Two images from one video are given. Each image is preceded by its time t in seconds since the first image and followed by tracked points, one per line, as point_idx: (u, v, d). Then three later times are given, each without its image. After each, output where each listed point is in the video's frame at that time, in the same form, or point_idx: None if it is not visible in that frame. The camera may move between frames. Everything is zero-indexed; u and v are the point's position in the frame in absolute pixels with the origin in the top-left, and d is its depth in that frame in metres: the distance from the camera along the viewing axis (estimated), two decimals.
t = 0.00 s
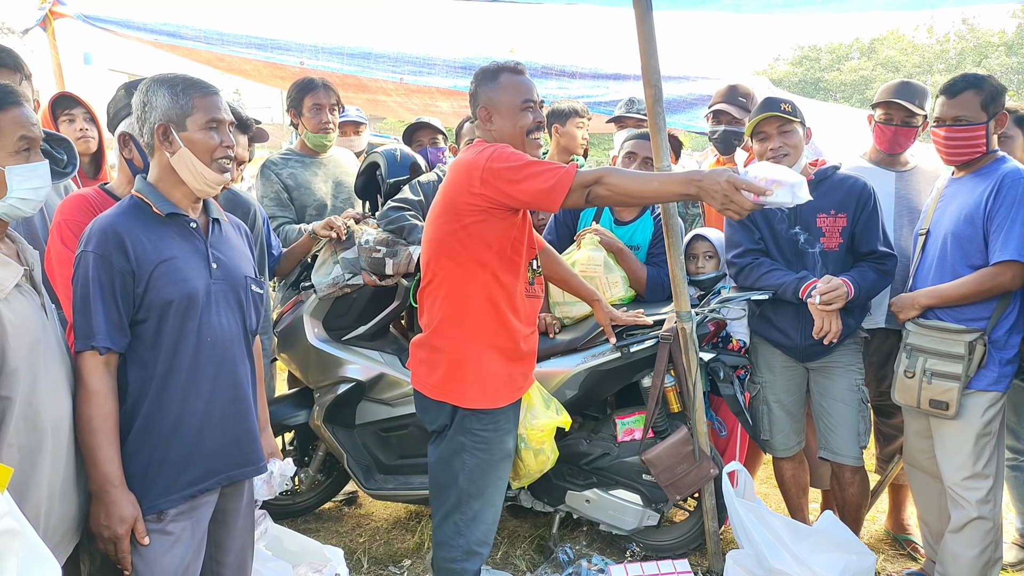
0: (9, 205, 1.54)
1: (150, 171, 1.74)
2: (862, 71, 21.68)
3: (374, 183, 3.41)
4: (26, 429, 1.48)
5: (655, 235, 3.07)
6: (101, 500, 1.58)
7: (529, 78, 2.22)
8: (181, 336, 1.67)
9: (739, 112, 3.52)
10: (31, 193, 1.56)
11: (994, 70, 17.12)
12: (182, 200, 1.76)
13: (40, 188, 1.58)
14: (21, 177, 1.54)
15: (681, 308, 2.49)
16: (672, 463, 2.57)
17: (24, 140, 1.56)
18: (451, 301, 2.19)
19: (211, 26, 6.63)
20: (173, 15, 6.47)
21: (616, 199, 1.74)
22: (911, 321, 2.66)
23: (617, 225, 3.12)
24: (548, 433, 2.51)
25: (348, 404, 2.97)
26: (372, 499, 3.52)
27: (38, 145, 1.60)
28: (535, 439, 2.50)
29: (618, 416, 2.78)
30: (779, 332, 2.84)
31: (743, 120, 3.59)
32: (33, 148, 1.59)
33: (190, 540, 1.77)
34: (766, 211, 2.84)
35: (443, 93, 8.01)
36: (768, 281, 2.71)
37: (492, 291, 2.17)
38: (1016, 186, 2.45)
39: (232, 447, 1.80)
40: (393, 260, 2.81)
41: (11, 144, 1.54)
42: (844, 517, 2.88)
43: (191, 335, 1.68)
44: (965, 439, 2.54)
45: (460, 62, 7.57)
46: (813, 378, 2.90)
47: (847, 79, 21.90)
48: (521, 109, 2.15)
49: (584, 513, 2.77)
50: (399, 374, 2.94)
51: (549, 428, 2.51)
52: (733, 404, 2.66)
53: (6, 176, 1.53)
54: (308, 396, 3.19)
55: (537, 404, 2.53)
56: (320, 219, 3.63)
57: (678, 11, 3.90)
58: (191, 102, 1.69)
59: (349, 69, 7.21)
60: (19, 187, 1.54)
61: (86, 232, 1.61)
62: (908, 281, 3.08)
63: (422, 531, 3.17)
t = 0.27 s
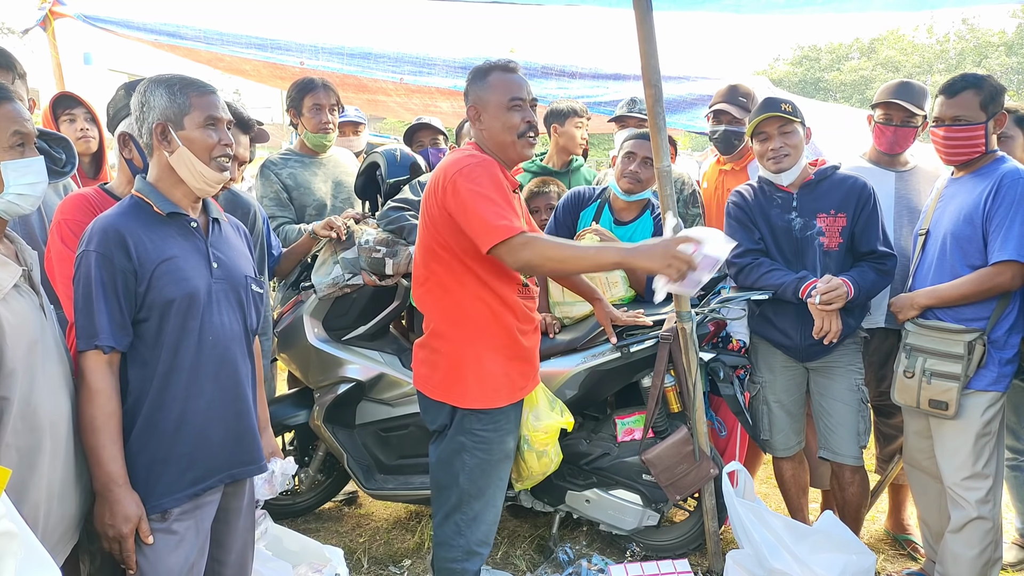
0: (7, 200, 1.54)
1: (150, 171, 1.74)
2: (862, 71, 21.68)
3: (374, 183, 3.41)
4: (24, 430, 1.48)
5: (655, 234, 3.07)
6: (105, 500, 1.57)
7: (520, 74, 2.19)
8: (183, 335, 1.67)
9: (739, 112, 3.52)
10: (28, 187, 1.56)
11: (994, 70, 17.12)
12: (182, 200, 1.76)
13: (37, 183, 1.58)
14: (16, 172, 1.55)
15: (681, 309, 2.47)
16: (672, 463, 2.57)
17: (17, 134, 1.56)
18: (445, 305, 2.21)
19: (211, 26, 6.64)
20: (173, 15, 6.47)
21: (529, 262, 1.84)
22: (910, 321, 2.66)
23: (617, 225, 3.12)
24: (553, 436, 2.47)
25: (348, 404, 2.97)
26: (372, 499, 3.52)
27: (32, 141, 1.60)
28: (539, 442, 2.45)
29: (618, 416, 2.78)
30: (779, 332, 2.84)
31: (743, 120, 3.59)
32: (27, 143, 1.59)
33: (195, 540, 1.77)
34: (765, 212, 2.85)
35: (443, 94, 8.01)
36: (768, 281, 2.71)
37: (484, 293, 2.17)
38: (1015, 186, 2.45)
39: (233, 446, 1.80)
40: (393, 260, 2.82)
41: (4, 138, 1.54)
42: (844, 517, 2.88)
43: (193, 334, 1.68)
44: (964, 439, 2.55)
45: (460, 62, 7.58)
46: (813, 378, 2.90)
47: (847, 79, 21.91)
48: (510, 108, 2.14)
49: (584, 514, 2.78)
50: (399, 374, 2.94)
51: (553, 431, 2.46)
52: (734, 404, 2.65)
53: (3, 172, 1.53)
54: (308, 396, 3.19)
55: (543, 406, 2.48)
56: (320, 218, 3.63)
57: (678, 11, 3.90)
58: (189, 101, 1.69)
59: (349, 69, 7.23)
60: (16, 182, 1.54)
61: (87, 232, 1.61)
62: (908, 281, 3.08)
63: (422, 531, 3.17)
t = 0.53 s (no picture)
0: (7, 195, 1.53)
1: (148, 171, 1.73)
2: (862, 71, 21.67)
3: (373, 183, 3.41)
4: (25, 430, 1.48)
5: (655, 234, 3.06)
6: (107, 500, 1.57)
7: (501, 73, 2.16)
8: (185, 334, 1.67)
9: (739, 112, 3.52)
10: (27, 183, 1.56)
11: (994, 70, 17.11)
12: (182, 200, 1.75)
13: (36, 179, 1.58)
14: (15, 167, 1.54)
15: (681, 308, 2.50)
16: (672, 463, 2.58)
17: (15, 130, 1.57)
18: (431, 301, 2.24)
19: (211, 26, 6.64)
20: (173, 15, 6.47)
21: (440, 312, 1.98)
22: (910, 321, 2.66)
23: (617, 225, 3.12)
24: (564, 439, 2.45)
25: (348, 404, 2.97)
26: (372, 499, 3.52)
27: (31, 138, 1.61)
28: (550, 445, 2.44)
29: (618, 416, 2.78)
30: (779, 331, 2.84)
31: (743, 120, 3.59)
32: (26, 140, 1.60)
33: (198, 539, 1.78)
34: (766, 212, 2.85)
35: (443, 94, 8.01)
36: (768, 280, 2.71)
37: (468, 292, 2.16)
38: (1015, 186, 2.45)
39: (234, 444, 1.80)
40: (393, 260, 2.81)
41: (3, 134, 1.55)
42: (844, 517, 2.88)
43: (194, 333, 1.68)
44: (963, 439, 2.54)
45: (460, 62, 7.58)
46: (812, 377, 2.90)
47: (847, 79, 21.91)
48: (483, 108, 2.11)
49: (584, 513, 2.78)
50: (399, 374, 2.94)
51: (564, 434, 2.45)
52: (733, 404, 2.65)
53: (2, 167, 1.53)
54: (308, 396, 3.19)
55: (551, 407, 2.45)
56: (320, 219, 3.63)
57: (678, 11, 3.90)
58: (189, 101, 1.69)
59: (349, 69, 7.24)
60: (15, 177, 1.54)
61: (88, 231, 1.60)
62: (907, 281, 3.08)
63: (422, 531, 3.17)
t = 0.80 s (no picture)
0: (10, 193, 1.52)
1: (145, 170, 1.72)
2: (862, 71, 21.67)
3: (373, 183, 3.41)
4: (26, 430, 1.48)
5: (655, 234, 3.06)
6: (118, 499, 1.57)
7: (490, 78, 2.15)
8: (184, 334, 1.67)
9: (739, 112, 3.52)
10: (31, 182, 1.56)
11: (994, 70, 17.10)
12: (180, 200, 1.75)
13: (40, 178, 1.58)
14: (22, 166, 1.55)
15: (681, 308, 2.50)
16: (672, 463, 2.57)
17: (21, 130, 1.63)
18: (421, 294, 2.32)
19: (211, 26, 6.65)
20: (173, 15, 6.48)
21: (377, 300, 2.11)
22: (909, 321, 2.66)
23: (617, 225, 3.12)
24: (556, 444, 2.42)
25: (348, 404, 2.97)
26: (371, 499, 3.52)
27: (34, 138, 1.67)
28: (541, 449, 2.41)
29: (617, 416, 2.78)
30: (779, 331, 2.84)
31: (743, 120, 3.59)
32: (30, 139, 1.66)
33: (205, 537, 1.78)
34: (766, 212, 2.85)
35: (443, 94, 8.01)
36: (768, 280, 2.71)
37: (449, 286, 2.22)
38: (1016, 186, 2.45)
39: (233, 443, 1.81)
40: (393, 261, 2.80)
41: (11, 133, 1.60)
42: (844, 517, 2.88)
43: (194, 333, 1.68)
44: (962, 439, 2.54)
45: (460, 62, 7.58)
46: (812, 377, 2.90)
47: (847, 79, 21.90)
48: (467, 112, 2.15)
49: (584, 513, 2.78)
50: (399, 374, 2.94)
51: (557, 438, 2.42)
52: (733, 404, 2.65)
53: (8, 165, 1.54)
54: (308, 396, 3.18)
55: (546, 411, 2.43)
56: (320, 219, 3.63)
57: (678, 11, 3.90)
58: (193, 101, 1.69)
59: (349, 69, 7.25)
60: (20, 174, 1.54)
61: (86, 232, 1.59)
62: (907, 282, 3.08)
63: (421, 531, 3.17)
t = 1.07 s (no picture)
0: (15, 195, 1.53)
1: (134, 170, 1.72)
2: (862, 71, 21.67)
3: (373, 183, 3.41)
4: (26, 430, 1.48)
5: (655, 234, 3.06)
6: (130, 501, 1.57)
7: (479, 79, 2.14)
8: (185, 335, 1.66)
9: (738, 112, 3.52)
10: (36, 186, 1.57)
11: (994, 70, 17.10)
12: (171, 199, 1.74)
13: (45, 182, 1.59)
14: (30, 170, 1.56)
15: (681, 308, 2.50)
16: (671, 463, 2.57)
17: (34, 136, 1.59)
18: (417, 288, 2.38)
19: (211, 26, 6.65)
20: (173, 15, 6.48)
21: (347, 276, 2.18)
22: (909, 321, 2.67)
23: (617, 225, 3.12)
24: (523, 448, 2.33)
25: (348, 404, 2.97)
26: (372, 499, 3.52)
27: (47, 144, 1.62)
28: (505, 452, 2.33)
29: (618, 416, 2.78)
30: (780, 331, 2.84)
31: (742, 120, 3.59)
32: (42, 145, 1.61)
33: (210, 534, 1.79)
34: (766, 212, 2.85)
35: (443, 94, 8.01)
36: (768, 280, 2.71)
37: (434, 281, 2.25)
38: (1017, 187, 2.45)
39: (235, 442, 1.81)
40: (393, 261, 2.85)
41: (23, 137, 1.56)
42: (844, 517, 2.88)
43: (194, 334, 1.67)
44: (962, 439, 2.54)
45: (460, 62, 7.59)
46: (812, 377, 2.90)
47: (847, 79, 21.91)
48: (456, 113, 2.16)
49: (584, 513, 2.78)
50: (399, 374, 2.94)
51: (522, 445, 2.33)
52: (733, 404, 2.65)
53: (15, 168, 1.54)
54: (308, 396, 3.18)
55: (520, 416, 2.35)
56: (320, 219, 3.63)
57: (678, 11, 3.90)
58: (186, 100, 1.69)
59: (349, 69, 7.26)
60: (26, 179, 1.55)
61: (81, 234, 1.57)
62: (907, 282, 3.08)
63: (421, 531, 3.17)
